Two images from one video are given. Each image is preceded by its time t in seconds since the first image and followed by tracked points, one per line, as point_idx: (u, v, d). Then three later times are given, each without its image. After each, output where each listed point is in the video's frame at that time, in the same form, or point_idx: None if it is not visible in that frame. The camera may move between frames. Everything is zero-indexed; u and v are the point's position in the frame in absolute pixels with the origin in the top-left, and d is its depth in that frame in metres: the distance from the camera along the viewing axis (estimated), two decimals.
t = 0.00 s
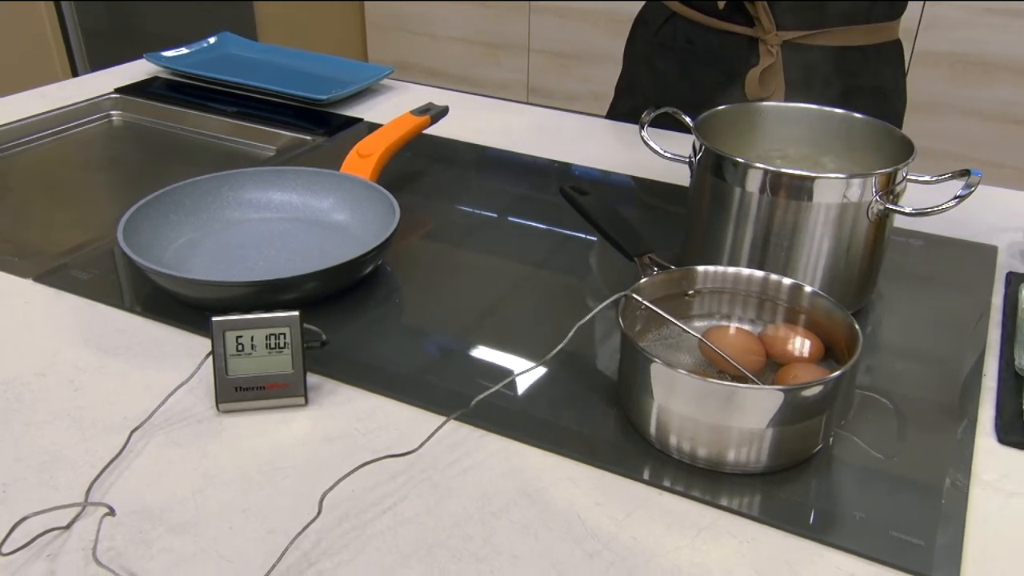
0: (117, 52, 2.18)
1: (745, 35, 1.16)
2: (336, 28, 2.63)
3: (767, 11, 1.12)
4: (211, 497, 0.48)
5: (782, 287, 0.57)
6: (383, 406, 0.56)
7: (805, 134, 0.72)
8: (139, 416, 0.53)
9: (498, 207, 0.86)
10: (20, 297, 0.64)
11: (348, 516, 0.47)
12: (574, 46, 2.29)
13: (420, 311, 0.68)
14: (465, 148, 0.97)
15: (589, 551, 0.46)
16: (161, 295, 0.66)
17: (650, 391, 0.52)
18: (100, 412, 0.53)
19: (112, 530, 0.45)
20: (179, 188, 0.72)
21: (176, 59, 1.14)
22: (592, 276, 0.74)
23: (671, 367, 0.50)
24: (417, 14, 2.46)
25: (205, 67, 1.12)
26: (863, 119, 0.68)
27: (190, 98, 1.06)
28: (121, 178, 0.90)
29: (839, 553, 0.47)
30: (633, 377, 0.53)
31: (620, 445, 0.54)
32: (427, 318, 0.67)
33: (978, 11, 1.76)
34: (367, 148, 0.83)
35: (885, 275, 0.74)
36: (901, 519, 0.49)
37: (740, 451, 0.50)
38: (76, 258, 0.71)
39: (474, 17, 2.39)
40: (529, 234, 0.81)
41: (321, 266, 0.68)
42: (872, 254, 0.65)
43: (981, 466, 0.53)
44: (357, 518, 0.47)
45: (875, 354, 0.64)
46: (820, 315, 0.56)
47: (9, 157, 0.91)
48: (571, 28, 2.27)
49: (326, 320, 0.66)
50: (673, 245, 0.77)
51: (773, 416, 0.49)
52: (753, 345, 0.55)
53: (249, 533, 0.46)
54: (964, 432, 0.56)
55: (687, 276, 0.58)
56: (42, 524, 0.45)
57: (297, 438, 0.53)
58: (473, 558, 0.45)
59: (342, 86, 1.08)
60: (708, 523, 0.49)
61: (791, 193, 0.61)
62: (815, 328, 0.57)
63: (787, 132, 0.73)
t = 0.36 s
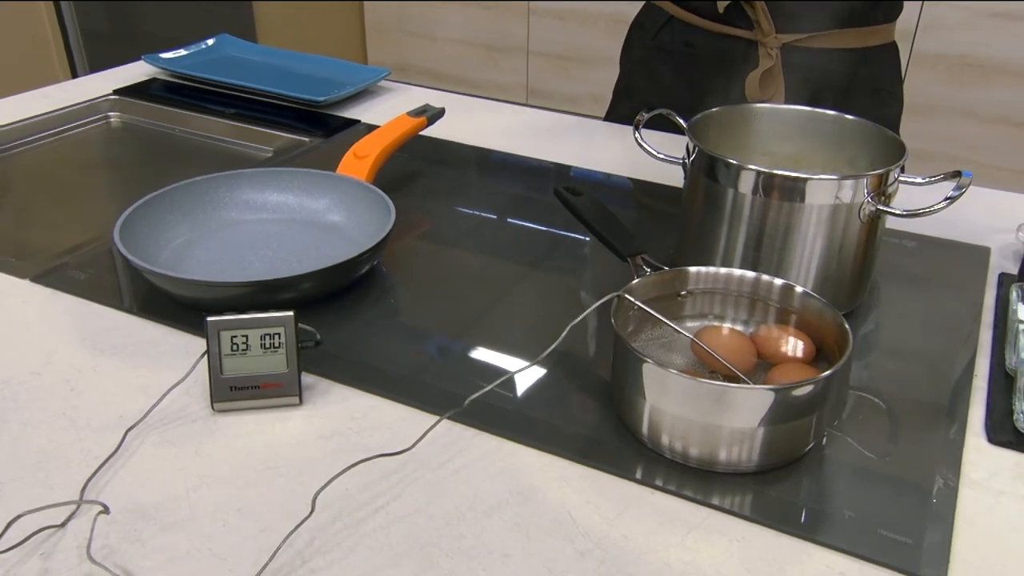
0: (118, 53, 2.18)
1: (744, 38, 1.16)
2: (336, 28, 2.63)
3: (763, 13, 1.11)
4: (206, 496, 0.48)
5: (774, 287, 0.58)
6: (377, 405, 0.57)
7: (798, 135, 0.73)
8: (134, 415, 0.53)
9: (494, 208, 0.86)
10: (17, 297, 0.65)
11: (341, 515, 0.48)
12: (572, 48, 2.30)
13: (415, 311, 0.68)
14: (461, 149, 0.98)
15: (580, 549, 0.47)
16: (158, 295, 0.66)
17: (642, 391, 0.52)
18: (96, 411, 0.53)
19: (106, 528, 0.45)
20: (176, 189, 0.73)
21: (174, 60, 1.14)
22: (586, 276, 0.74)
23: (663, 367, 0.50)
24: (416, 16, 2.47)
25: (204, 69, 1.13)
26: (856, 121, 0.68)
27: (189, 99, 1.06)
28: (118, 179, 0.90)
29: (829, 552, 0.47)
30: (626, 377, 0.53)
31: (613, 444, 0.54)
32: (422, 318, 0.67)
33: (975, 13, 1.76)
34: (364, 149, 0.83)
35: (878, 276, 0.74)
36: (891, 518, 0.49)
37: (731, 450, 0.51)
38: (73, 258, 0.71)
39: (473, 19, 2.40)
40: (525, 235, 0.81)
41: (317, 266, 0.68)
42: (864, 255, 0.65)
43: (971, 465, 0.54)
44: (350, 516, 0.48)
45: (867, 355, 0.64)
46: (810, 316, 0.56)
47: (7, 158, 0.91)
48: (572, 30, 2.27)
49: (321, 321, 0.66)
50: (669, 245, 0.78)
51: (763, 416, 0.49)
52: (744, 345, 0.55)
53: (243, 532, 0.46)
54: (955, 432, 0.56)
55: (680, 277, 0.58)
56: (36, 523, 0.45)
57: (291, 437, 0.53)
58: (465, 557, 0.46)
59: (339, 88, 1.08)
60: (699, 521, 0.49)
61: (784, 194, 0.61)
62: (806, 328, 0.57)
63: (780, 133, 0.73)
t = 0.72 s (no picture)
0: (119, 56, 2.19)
1: (744, 45, 1.15)
2: (336, 28, 2.72)
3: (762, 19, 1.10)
4: (205, 497, 0.49)
5: (769, 290, 0.58)
6: (375, 407, 0.57)
7: (792, 138, 0.73)
8: (134, 416, 0.54)
9: (491, 211, 0.86)
10: (18, 299, 0.65)
11: (340, 515, 0.48)
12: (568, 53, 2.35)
13: (413, 315, 0.68)
14: (458, 153, 0.98)
15: (578, 549, 0.47)
16: (157, 297, 0.66)
17: (638, 393, 0.52)
18: (96, 412, 0.54)
19: (107, 528, 0.46)
20: (175, 191, 0.73)
21: (173, 64, 1.15)
22: (584, 279, 0.75)
23: (659, 368, 0.51)
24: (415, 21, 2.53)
25: (203, 72, 1.13)
26: (850, 125, 0.69)
27: (187, 103, 1.07)
28: (117, 182, 0.90)
29: (824, 552, 0.48)
30: (622, 379, 0.54)
31: (610, 446, 0.54)
32: (420, 322, 0.67)
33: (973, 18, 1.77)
34: (362, 153, 0.83)
35: (872, 280, 0.75)
36: (885, 518, 0.50)
37: (727, 452, 0.51)
38: (72, 260, 0.71)
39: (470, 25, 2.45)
40: (522, 238, 0.81)
41: (316, 268, 0.68)
42: (859, 258, 0.66)
43: (964, 466, 0.54)
44: (350, 517, 0.48)
45: (862, 357, 0.65)
46: (805, 318, 0.57)
47: (6, 161, 0.91)
48: (569, 35, 2.31)
49: (320, 323, 0.66)
50: (666, 248, 0.78)
51: (759, 417, 0.50)
52: (740, 347, 0.55)
53: (243, 532, 0.46)
54: (948, 434, 0.57)
55: (676, 279, 0.59)
56: (37, 523, 0.45)
57: (290, 438, 0.54)
58: (463, 556, 0.46)
59: (337, 91, 1.09)
60: (695, 522, 0.49)
61: (779, 198, 0.62)
62: (801, 330, 0.57)
63: (775, 137, 0.73)
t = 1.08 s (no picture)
0: (111, 63, 2.19)
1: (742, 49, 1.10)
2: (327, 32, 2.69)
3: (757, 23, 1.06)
4: (207, 500, 0.49)
5: (764, 294, 0.59)
6: (374, 411, 0.57)
7: (786, 145, 0.74)
8: (135, 421, 0.54)
9: (486, 217, 0.87)
10: (15, 304, 0.65)
11: (342, 518, 0.48)
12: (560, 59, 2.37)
13: (410, 320, 0.69)
14: (453, 159, 0.99)
15: (577, 550, 0.47)
16: (155, 302, 0.67)
17: (636, 395, 0.53)
18: (96, 417, 0.54)
19: (110, 532, 0.46)
20: (172, 197, 0.73)
21: (167, 69, 1.15)
22: (579, 284, 0.75)
23: (657, 371, 0.51)
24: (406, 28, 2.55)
25: (197, 78, 1.13)
26: (843, 130, 0.70)
27: (181, 108, 1.07)
28: (112, 188, 0.90)
29: (820, 552, 0.48)
30: (620, 382, 0.54)
31: (608, 448, 0.55)
32: (417, 327, 0.68)
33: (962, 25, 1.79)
34: (358, 158, 0.84)
35: (864, 285, 0.75)
36: (879, 518, 0.50)
37: (724, 453, 0.52)
38: (69, 266, 0.72)
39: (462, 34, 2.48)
40: (517, 244, 0.82)
41: (313, 274, 0.69)
42: (852, 262, 0.66)
43: (956, 467, 0.55)
44: (350, 519, 0.48)
45: (855, 361, 0.66)
46: (800, 321, 0.58)
47: None
48: (560, 41, 2.34)
49: (319, 327, 0.67)
50: (661, 253, 0.79)
51: (755, 419, 0.50)
52: (736, 350, 0.56)
53: (245, 535, 0.47)
54: (941, 435, 0.58)
55: (672, 283, 0.59)
56: (41, 527, 0.46)
57: (290, 442, 0.54)
58: (463, 558, 0.46)
59: (332, 97, 1.09)
60: (693, 522, 0.50)
61: (773, 203, 0.63)
62: (795, 333, 0.58)
63: (769, 143, 0.74)
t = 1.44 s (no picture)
0: (99, 74, 2.19)
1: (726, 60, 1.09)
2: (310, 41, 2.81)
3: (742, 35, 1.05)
4: (209, 508, 0.49)
5: (756, 301, 0.60)
6: (373, 419, 0.58)
7: (776, 153, 0.75)
8: (134, 430, 0.54)
9: (479, 227, 0.88)
10: (9, 315, 0.65)
11: (344, 525, 0.49)
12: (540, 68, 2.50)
13: (405, 329, 0.69)
14: (444, 170, 0.99)
15: (578, 553, 0.48)
16: (149, 313, 0.67)
17: (632, 400, 0.54)
18: (95, 427, 0.54)
19: (113, 540, 0.46)
20: (167, 206, 0.73)
21: (156, 80, 1.15)
22: (572, 293, 0.76)
23: (652, 377, 0.52)
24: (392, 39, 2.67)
25: (185, 88, 1.13)
26: (831, 141, 0.71)
27: (171, 118, 1.07)
28: (102, 198, 0.90)
29: (814, 553, 0.49)
30: (616, 388, 0.55)
31: (604, 452, 0.56)
32: (412, 336, 0.68)
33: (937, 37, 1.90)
34: (351, 168, 0.84)
35: (851, 292, 0.77)
36: (871, 520, 0.51)
37: (718, 457, 0.53)
38: (61, 277, 0.71)
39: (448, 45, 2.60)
40: (510, 253, 0.83)
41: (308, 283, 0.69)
42: (840, 270, 0.68)
43: (944, 469, 0.56)
44: (352, 526, 0.49)
45: (844, 366, 0.67)
46: (792, 328, 0.59)
47: None
48: (542, 50, 2.47)
49: (315, 337, 0.67)
50: (653, 263, 0.80)
51: (749, 423, 0.51)
52: (728, 356, 0.57)
53: (248, 542, 0.47)
54: (928, 438, 0.59)
55: (666, 290, 0.60)
56: (44, 536, 0.46)
57: (290, 450, 0.54)
58: (466, 563, 0.47)
59: (321, 107, 1.09)
60: (690, 525, 0.51)
61: (763, 212, 0.64)
62: (787, 339, 0.59)
63: (759, 152, 0.75)
